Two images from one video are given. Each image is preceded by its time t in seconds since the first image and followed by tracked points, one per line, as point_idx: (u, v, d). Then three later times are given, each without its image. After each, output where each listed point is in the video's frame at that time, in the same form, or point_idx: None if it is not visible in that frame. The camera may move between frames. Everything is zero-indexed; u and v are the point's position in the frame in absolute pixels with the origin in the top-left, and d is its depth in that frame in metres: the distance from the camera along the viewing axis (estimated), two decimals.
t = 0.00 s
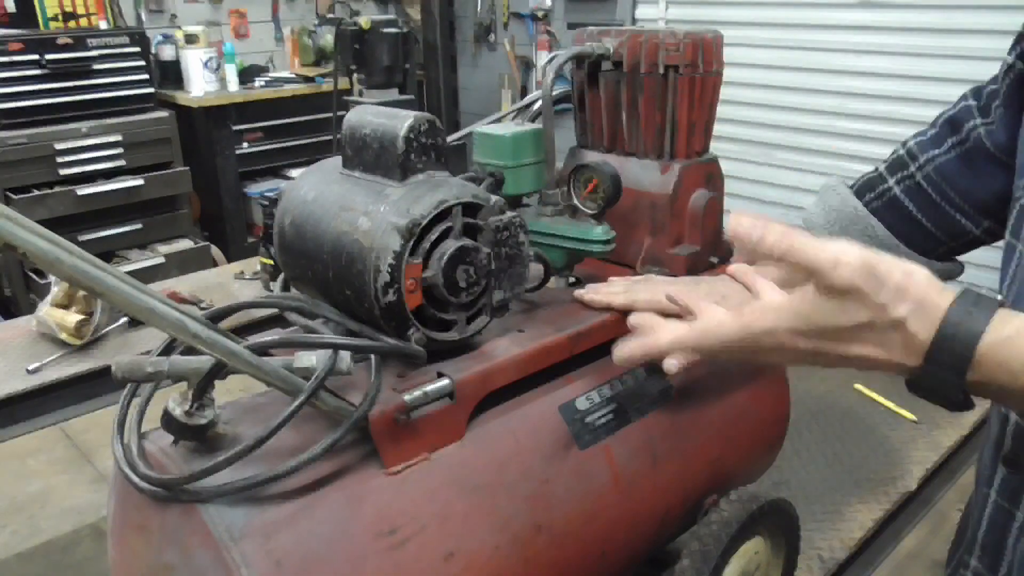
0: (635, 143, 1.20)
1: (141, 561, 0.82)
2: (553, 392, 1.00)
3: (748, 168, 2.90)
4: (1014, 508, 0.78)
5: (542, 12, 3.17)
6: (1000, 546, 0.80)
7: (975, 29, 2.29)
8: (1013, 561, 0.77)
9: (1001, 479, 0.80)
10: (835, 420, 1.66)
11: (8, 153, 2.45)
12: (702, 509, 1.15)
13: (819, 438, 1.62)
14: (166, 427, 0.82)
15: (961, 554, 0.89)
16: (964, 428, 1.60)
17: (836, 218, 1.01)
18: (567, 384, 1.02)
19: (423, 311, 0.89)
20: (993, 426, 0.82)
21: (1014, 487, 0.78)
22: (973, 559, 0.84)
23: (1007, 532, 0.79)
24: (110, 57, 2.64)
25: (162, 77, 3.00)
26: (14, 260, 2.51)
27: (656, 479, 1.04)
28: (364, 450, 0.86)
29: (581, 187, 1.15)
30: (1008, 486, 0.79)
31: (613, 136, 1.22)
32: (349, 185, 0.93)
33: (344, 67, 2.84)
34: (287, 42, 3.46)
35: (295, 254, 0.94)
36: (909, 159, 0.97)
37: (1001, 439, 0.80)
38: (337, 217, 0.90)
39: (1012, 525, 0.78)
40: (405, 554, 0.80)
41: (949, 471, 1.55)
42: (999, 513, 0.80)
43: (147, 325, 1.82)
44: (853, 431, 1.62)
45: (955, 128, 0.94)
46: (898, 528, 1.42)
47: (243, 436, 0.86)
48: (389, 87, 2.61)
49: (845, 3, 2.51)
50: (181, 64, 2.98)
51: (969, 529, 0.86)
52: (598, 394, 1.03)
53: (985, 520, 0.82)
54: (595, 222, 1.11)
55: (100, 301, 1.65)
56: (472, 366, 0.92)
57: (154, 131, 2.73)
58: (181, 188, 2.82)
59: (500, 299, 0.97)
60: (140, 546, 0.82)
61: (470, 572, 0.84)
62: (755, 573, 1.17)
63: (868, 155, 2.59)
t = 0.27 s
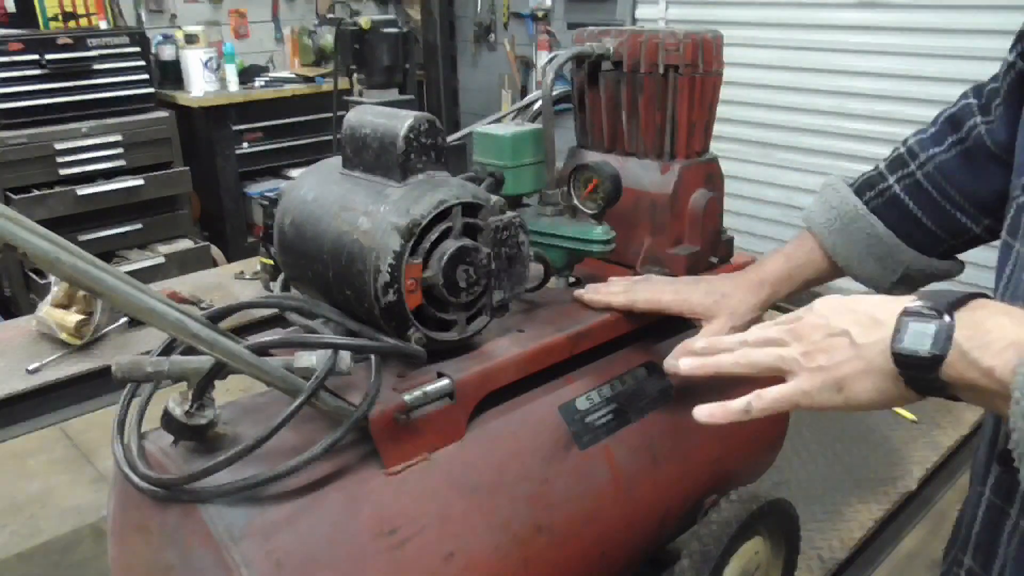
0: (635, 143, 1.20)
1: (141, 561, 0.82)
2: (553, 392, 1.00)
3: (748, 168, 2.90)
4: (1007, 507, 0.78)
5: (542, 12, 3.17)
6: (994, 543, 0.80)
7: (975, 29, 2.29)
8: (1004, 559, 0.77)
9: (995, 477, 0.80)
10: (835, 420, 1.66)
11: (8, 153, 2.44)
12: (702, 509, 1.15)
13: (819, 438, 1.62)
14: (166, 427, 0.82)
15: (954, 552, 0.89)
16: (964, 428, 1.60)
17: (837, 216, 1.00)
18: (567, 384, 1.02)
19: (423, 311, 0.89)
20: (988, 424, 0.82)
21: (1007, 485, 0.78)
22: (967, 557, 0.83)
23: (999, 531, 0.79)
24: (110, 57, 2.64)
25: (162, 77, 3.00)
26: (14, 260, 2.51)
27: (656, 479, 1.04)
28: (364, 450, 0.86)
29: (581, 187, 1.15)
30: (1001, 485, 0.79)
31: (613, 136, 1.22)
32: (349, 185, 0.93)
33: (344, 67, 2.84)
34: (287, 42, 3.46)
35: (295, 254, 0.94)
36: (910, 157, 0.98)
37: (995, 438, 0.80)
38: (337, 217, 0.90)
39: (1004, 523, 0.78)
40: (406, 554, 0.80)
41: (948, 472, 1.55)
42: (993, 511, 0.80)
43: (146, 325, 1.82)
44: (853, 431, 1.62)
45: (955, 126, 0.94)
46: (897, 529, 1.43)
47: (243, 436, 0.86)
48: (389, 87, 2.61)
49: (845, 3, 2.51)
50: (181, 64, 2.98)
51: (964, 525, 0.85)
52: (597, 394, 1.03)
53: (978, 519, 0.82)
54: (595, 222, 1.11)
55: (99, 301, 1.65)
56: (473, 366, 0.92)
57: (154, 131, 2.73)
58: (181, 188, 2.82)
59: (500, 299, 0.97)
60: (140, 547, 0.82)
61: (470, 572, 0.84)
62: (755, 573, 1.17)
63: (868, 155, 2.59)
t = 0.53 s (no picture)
0: (635, 143, 1.20)
1: (141, 561, 0.82)
2: (553, 392, 1.00)
3: (748, 168, 2.90)
4: (1005, 506, 0.78)
5: (542, 12, 3.17)
6: (992, 542, 0.80)
7: (975, 29, 2.29)
8: (1002, 558, 0.77)
9: (993, 477, 0.80)
10: (835, 420, 1.66)
11: (8, 153, 2.44)
12: (702, 509, 1.15)
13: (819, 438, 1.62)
14: (166, 427, 0.82)
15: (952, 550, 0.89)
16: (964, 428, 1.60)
17: (836, 215, 1.02)
18: (567, 384, 1.02)
19: (423, 311, 0.89)
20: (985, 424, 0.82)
21: (1005, 485, 0.78)
22: (965, 557, 0.83)
23: (997, 530, 0.78)
24: (110, 57, 2.64)
25: (162, 77, 3.00)
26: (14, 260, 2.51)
27: (656, 479, 1.04)
28: (364, 450, 0.86)
29: (581, 187, 1.15)
30: (999, 484, 0.79)
31: (613, 136, 1.22)
32: (349, 185, 0.93)
33: (344, 67, 2.84)
34: (287, 42, 3.46)
35: (295, 254, 0.94)
36: (909, 157, 0.97)
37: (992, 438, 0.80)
38: (337, 217, 0.90)
39: (1002, 523, 0.78)
40: (406, 554, 0.80)
41: (948, 472, 1.55)
42: (991, 511, 0.80)
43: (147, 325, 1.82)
44: (853, 431, 1.62)
45: (955, 126, 0.94)
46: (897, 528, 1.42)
47: (243, 436, 0.86)
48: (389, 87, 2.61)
49: (845, 3, 2.51)
50: (181, 64, 2.98)
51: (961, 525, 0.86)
52: (598, 394, 1.03)
53: (976, 518, 0.82)
54: (595, 222, 1.11)
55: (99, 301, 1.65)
56: (473, 366, 0.92)
57: (154, 131, 2.73)
58: (181, 188, 2.82)
59: (500, 299, 0.97)
60: (140, 547, 0.82)
61: (470, 572, 0.84)
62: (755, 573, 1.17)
63: (868, 155, 2.59)
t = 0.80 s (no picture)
0: (635, 143, 1.20)
1: (141, 560, 0.82)
2: (553, 392, 1.00)
3: (748, 168, 2.90)
4: (1001, 505, 0.79)
5: (542, 12, 3.17)
6: (987, 542, 0.79)
7: (975, 29, 2.29)
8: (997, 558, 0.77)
9: (989, 476, 0.80)
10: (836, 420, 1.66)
11: (8, 153, 2.44)
12: (702, 509, 1.14)
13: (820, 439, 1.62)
14: (166, 427, 0.82)
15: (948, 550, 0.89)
16: (964, 428, 1.60)
17: (836, 215, 1.00)
18: (566, 384, 1.02)
19: (423, 311, 0.89)
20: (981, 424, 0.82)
21: (1001, 484, 0.78)
22: (961, 555, 0.83)
23: (993, 530, 0.78)
24: (110, 57, 2.64)
25: (162, 77, 3.00)
26: (14, 260, 2.51)
27: (656, 479, 1.04)
28: (364, 450, 0.86)
29: (581, 187, 1.15)
30: (995, 483, 0.79)
31: (613, 136, 1.22)
32: (349, 185, 0.93)
33: (344, 67, 2.84)
34: (287, 42, 3.46)
35: (295, 254, 0.94)
36: (909, 156, 0.98)
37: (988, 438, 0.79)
38: (337, 217, 0.90)
39: (998, 522, 0.78)
40: (406, 554, 0.80)
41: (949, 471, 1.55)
42: (986, 510, 0.80)
43: (146, 325, 1.82)
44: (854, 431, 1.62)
45: (955, 126, 0.94)
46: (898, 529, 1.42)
47: (243, 436, 0.86)
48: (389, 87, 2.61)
49: (845, 3, 2.51)
50: (181, 65, 2.98)
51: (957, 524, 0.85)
52: (598, 394, 1.03)
53: (972, 517, 0.82)
54: (595, 222, 1.11)
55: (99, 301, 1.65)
56: (473, 366, 0.92)
57: (154, 131, 2.73)
58: (181, 188, 2.82)
59: (500, 299, 0.97)
60: (140, 547, 0.82)
61: (471, 572, 0.84)
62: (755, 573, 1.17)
63: (868, 155, 2.59)
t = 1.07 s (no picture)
0: (635, 143, 1.20)
1: (141, 561, 0.82)
2: (553, 392, 1.00)
3: (748, 168, 2.90)
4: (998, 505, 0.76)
5: (542, 12, 3.17)
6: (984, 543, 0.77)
7: (975, 29, 2.30)
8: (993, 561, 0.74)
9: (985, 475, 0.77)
10: (836, 420, 1.66)
11: (8, 153, 2.44)
12: (702, 509, 1.14)
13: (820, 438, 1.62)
14: (166, 427, 0.82)
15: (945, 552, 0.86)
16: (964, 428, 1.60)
17: (835, 216, 1.01)
18: (567, 384, 1.02)
19: (423, 311, 0.89)
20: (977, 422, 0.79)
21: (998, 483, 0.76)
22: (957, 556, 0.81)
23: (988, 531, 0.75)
24: (110, 57, 2.64)
25: (162, 77, 3.00)
26: (14, 260, 2.52)
27: (656, 479, 1.04)
28: (364, 450, 0.86)
29: (581, 187, 1.15)
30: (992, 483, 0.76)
31: (613, 136, 1.22)
32: (349, 185, 0.93)
33: (344, 67, 2.84)
34: (288, 42, 3.46)
35: (295, 254, 0.94)
36: (909, 157, 0.97)
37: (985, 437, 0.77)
38: (337, 217, 0.90)
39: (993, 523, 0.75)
40: (405, 555, 0.80)
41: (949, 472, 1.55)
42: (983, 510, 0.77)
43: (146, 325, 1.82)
44: (854, 431, 1.62)
45: (954, 127, 0.94)
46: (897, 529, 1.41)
47: (243, 436, 0.86)
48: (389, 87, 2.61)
49: (845, 3, 2.52)
50: (181, 65, 2.98)
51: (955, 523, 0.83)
52: (598, 394, 1.03)
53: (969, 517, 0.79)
54: (595, 222, 1.11)
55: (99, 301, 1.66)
56: (473, 366, 0.92)
57: (154, 131, 2.73)
58: (181, 188, 2.82)
59: (500, 299, 0.97)
60: (140, 547, 0.82)
61: (470, 572, 0.84)
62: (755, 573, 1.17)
63: (868, 155, 2.59)
